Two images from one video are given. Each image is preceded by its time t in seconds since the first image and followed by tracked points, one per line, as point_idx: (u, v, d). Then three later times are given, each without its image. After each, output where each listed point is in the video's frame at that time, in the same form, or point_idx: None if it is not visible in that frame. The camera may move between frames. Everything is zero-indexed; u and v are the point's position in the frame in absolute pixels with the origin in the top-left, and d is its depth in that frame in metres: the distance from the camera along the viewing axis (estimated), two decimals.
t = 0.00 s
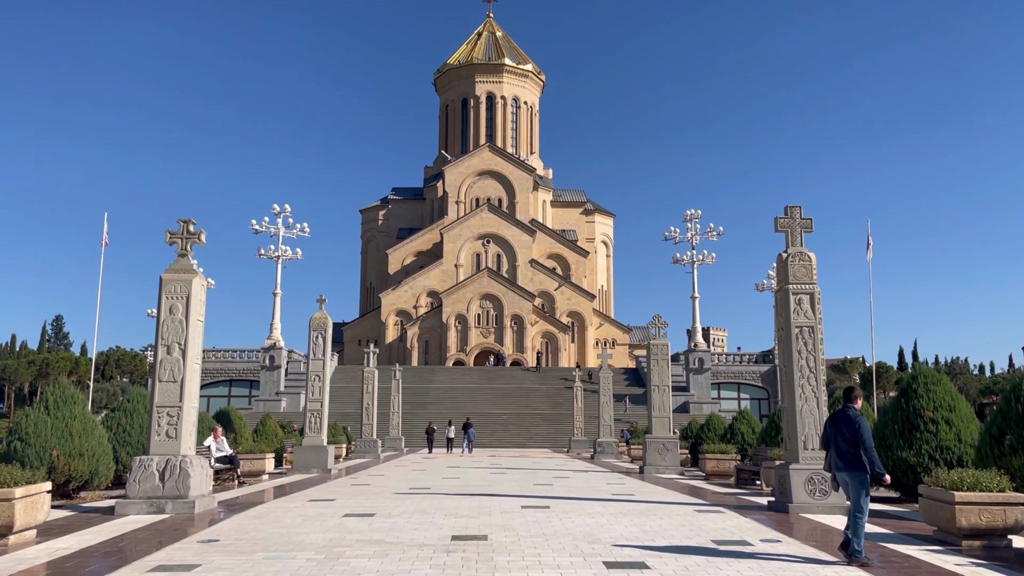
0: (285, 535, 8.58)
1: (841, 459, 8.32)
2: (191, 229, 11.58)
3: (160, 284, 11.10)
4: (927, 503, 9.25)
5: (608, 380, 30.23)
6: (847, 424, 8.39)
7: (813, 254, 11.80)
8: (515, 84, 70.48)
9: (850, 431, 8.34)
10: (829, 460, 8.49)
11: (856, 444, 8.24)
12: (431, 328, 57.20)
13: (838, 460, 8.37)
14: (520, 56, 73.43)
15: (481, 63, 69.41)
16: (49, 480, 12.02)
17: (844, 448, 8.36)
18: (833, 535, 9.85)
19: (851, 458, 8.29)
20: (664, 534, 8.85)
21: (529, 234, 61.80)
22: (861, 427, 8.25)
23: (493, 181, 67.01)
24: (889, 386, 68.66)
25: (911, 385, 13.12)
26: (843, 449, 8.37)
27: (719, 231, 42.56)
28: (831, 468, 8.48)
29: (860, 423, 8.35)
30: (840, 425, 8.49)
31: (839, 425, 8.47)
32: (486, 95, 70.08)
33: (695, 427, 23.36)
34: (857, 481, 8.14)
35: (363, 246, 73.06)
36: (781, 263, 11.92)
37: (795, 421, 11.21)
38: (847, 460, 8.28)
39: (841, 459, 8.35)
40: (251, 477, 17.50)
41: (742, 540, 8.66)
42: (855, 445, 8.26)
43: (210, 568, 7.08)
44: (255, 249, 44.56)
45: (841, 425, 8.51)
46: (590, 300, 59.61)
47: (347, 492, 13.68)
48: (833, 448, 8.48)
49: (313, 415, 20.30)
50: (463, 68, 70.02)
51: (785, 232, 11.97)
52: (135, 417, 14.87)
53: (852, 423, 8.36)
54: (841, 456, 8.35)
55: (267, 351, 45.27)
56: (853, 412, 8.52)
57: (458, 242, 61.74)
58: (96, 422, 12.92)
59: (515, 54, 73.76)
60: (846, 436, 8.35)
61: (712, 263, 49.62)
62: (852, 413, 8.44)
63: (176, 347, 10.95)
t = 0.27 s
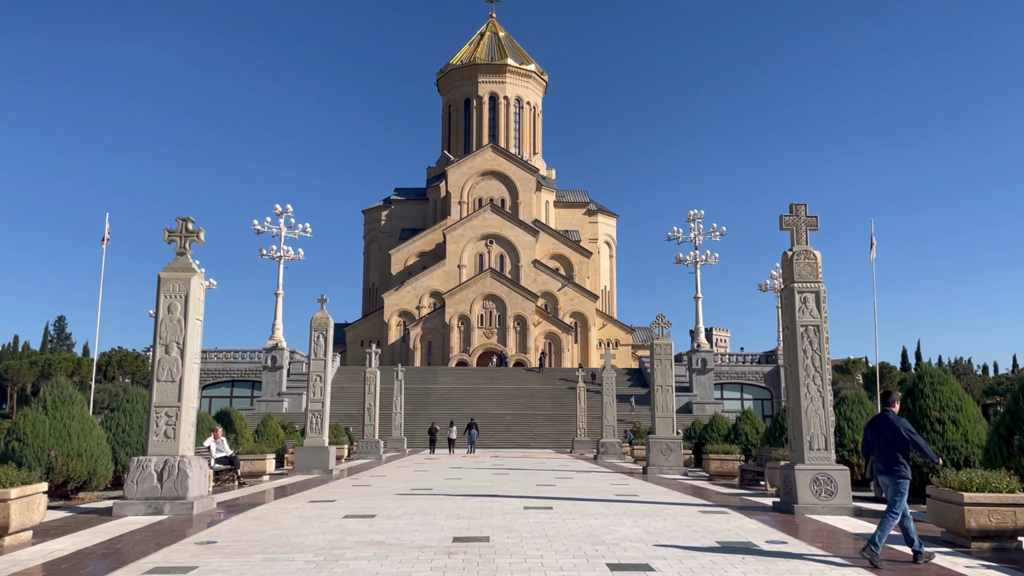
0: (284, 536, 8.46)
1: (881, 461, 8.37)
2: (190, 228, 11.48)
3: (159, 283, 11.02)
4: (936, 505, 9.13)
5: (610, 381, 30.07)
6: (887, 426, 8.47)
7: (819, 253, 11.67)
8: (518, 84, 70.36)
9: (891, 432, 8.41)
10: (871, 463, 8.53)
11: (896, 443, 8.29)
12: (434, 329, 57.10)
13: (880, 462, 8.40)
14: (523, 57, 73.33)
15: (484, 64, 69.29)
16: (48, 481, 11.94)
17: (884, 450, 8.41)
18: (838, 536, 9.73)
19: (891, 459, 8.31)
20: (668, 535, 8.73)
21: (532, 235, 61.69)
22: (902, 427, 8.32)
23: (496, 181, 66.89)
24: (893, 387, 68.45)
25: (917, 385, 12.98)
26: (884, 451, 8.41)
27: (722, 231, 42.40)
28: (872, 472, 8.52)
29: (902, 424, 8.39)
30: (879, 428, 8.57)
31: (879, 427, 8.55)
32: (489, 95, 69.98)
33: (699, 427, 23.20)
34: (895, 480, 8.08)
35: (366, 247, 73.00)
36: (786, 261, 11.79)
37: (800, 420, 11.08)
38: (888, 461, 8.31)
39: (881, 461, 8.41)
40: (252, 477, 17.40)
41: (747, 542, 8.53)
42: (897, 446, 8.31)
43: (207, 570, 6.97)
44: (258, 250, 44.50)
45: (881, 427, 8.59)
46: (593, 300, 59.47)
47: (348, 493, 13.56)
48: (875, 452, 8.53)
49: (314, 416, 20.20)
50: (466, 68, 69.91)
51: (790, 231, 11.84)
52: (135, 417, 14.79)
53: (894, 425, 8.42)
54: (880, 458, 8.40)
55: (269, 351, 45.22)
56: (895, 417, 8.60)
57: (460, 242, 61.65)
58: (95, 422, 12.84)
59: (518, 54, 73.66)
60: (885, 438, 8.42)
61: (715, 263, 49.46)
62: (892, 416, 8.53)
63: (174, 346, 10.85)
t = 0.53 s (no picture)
0: (286, 539, 8.35)
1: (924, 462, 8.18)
2: (192, 226, 11.38)
3: (160, 282, 10.90)
4: (949, 508, 8.96)
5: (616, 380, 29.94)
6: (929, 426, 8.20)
7: (828, 251, 11.51)
8: (523, 82, 70.22)
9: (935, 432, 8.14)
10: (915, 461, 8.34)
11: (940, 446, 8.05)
12: (439, 327, 57.00)
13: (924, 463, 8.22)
14: (528, 54, 73.17)
15: (489, 61, 69.16)
16: (50, 481, 11.86)
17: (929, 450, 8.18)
18: (849, 539, 9.56)
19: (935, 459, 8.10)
20: (676, 538, 8.58)
21: (537, 232, 61.54)
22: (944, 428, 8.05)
23: (501, 179, 66.74)
24: (900, 385, 68.16)
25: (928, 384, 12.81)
26: (928, 451, 8.18)
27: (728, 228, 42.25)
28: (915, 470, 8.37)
29: (943, 423, 8.13)
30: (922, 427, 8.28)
31: (922, 427, 8.28)
32: (494, 93, 69.83)
33: (705, 427, 23.05)
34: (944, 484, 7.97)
35: (371, 245, 72.93)
36: (795, 260, 11.63)
37: (810, 421, 10.93)
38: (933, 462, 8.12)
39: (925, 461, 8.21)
40: (255, 477, 17.30)
41: (757, 545, 8.37)
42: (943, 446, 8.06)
43: (207, 573, 6.85)
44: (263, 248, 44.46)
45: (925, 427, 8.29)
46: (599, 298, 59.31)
47: (352, 493, 13.44)
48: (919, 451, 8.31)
49: (318, 415, 20.10)
50: (470, 66, 69.78)
51: (799, 228, 11.68)
52: (138, 417, 14.72)
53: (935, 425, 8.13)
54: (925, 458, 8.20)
55: (274, 350, 45.18)
56: (939, 414, 8.31)
57: (466, 240, 61.53)
58: (97, 422, 12.75)
59: (523, 52, 73.51)
60: (928, 439, 8.17)
61: (721, 261, 49.25)
62: (935, 415, 8.24)
63: (176, 346, 10.75)
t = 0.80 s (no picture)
0: (289, 540, 8.24)
1: (974, 465, 7.90)
2: (195, 223, 11.27)
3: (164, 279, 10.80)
4: (964, 509, 8.78)
5: (623, 377, 29.79)
6: (984, 431, 7.87)
7: (839, 247, 11.34)
8: (529, 79, 70.00)
9: (988, 437, 7.82)
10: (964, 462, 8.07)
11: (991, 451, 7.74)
12: (446, 324, 56.92)
13: (974, 467, 7.93)
14: (535, 51, 72.94)
15: (495, 58, 68.97)
16: (53, 480, 11.79)
17: (980, 454, 7.88)
18: (862, 540, 9.39)
19: (987, 465, 7.79)
20: (685, 540, 8.43)
21: (543, 229, 61.38)
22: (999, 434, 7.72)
23: (507, 176, 66.57)
24: (908, 382, 67.83)
25: (941, 383, 12.62)
26: (979, 456, 7.87)
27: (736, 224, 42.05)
28: (964, 471, 8.09)
29: (998, 428, 7.80)
30: (976, 430, 7.95)
31: (976, 430, 7.95)
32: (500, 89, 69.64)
33: (713, 425, 22.88)
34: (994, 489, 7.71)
35: (377, 242, 72.89)
36: (806, 256, 11.46)
37: (821, 420, 10.76)
38: (984, 467, 7.82)
39: (976, 464, 7.91)
40: (261, 475, 17.21)
41: (768, 547, 8.21)
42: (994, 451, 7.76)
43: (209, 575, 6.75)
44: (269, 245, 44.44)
45: (979, 429, 7.98)
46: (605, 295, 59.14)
47: (356, 492, 13.33)
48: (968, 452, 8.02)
49: (324, 413, 20.02)
50: (477, 62, 69.59)
51: (809, 224, 11.51)
52: (142, 415, 14.67)
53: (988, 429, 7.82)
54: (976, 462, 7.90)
55: (280, 347, 45.16)
56: (994, 416, 7.96)
57: (472, 237, 61.41)
58: (102, 421, 12.67)
59: (530, 48, 73.28)
60: (981, 443, 7.87)
61: (728, 258, 49.04)
62: (990, 418, 7.90)
63: (180, 344, 10.66)
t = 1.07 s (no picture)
0: (295, 534, 8.18)
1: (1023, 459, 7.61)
2: (201, 215, 11.22)
3: (170, 272, 10.75)
4: (978, 505, 8.64)
5: (632, 372, 29.68)
6: None
7: (851, 240, 11.19)
8: (538, 73, 69.79)
9: None
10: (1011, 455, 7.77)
11: None
12: (454, 319, 56.88)
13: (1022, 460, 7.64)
14: (543, 45, 72.72)
15: (503, 52, 68.79)
16: (60, 473, 11.78)
17: None
18: (873, 537, 9.25)
19: None
20: (694, 535, 8.31)
21: (552, 224, 61.24)
22: None
23: (516, 170, 66.43)
24: (918, 378, 67.52)
25: (954, 377, 12.47)
26: None
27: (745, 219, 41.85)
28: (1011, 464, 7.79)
29: None
30: None
31: None
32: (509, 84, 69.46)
33: (722, 420, 22.75)
34: None
35: (386, 237, 72.91)
36: (817, 249, 11.33)
37: (832, 415, 10.63)
38: None
39: None
40: (268, 469, 17.19)
41: (778, 543, 8.09)
42: None
43: (213, 570, 6.69)
44: (278, 240, 44.48)
45: None
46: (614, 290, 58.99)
47: (363, 486, 13.28)
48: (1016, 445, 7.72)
49: (332, 407, 19.98)
50: (485, 57, 69.43)
51: (821, 217, 11.38)
52: (150, 408, 14.66)
53: None
54: None
55: (289, 341, 45.23)
56: None
57: (480, 232, 61.33)
58: (109, 415, 12.65)
59: (538, 43, 73.06)
60: None
61: (737, 252, 48.81)
62: None
63: (186, 337, 10.61)
